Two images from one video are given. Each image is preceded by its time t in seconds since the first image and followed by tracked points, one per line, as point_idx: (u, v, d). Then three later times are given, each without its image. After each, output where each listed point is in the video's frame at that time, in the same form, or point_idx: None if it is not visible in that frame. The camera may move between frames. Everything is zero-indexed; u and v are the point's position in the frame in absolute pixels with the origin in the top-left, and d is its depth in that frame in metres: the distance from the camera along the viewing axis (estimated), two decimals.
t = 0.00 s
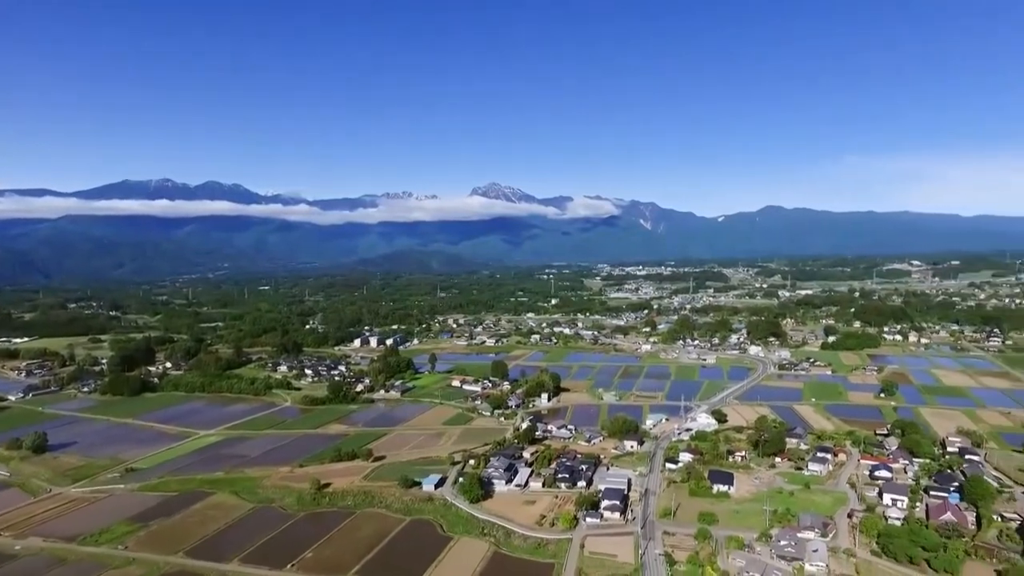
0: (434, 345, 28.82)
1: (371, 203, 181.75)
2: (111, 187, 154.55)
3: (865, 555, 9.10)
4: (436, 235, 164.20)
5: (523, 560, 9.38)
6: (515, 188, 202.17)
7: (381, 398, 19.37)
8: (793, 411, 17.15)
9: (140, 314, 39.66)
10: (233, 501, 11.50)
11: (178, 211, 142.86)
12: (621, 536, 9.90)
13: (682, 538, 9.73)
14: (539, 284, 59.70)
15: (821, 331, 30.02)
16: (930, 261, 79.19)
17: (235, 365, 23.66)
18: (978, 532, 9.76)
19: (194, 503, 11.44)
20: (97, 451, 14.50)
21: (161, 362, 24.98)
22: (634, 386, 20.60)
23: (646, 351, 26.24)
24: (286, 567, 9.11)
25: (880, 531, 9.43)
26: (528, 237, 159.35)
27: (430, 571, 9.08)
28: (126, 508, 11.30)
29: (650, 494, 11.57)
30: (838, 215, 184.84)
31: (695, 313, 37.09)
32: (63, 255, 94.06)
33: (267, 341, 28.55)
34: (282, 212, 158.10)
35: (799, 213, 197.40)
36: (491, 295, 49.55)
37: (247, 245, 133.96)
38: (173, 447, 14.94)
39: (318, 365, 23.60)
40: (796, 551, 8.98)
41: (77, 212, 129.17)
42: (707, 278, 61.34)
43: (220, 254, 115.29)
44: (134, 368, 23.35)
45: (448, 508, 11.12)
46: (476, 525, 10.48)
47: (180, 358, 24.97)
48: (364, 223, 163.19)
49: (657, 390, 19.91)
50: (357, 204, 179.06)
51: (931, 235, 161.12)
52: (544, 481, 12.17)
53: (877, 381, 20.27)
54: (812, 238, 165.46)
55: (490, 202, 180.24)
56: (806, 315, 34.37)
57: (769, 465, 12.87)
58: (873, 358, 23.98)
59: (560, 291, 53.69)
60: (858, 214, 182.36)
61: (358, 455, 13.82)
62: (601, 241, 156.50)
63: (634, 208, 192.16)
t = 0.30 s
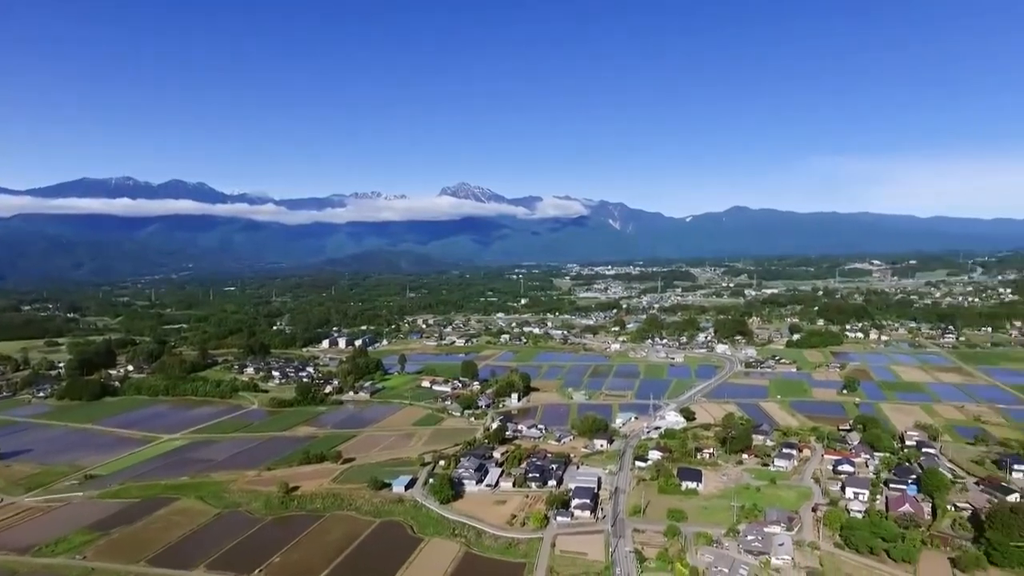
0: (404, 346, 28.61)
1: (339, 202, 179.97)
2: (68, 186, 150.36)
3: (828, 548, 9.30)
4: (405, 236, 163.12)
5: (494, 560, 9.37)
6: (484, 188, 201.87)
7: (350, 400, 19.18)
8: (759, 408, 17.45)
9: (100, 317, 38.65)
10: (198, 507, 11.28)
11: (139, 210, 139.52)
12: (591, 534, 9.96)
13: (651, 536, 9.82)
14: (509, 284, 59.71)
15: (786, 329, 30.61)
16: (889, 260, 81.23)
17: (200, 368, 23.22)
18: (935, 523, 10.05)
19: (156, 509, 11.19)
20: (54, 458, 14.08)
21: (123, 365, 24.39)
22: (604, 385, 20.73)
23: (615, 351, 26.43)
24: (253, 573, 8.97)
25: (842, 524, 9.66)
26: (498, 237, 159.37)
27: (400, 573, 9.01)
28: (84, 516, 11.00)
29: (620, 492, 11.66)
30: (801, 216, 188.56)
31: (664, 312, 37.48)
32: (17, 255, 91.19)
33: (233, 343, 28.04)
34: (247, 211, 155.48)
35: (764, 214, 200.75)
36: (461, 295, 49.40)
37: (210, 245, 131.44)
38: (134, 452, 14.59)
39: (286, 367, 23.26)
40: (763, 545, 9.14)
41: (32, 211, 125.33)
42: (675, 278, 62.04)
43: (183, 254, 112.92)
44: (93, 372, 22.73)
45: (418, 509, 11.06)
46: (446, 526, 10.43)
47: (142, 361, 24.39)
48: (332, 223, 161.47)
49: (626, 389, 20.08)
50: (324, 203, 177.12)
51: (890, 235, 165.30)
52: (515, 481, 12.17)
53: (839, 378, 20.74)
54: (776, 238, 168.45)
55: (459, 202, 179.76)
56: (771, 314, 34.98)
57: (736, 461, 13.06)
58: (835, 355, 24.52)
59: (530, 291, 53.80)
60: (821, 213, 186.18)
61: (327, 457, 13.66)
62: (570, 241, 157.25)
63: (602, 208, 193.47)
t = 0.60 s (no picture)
0: (371, 346, 28.39)
1: (304, 201, 177.62)
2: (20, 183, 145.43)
3: (791, 540, 9.49)
4: (372, 235, 161.71)
5: (463, 560, 9.35)
6: (451, 188, 201.18)
7: (317, 402, 18.95)
8: (724, 405, 17.75)
9: (55, 319, 37.48)
10: (158, 514, 11.01)
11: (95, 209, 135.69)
12: (559, 533, 10.00)
13: (619, 533, 9.91)
14: (477, 284, 59.62)
15: (749, 327, 31.19)
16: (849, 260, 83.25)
17: (161, 371, 22.70)
18: (892, 513, 10.35)
19: (114, 517, 10.90)
20: (5, 467, 13.61)
21: (79, 369, 23.70)
22: (572, 384, 20.86)
23: (583, 350, 26.62)
24: None
25: (804, 517, 9.88)
26: (465, 237, 159.09)
27: None
28: (37, 527, 10.65)
29: (588, 490, 11.74)
30: (763, 218, 192.14)
31: (630, 311, 37.87)
32: None
33: (195, 345, 27.48)
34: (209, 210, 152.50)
35: (728, 214, 204.10)
36: (429, 295, 49.16)
37: (170, 245, 128.54)
38: (91, 459, 14.19)
39: (250, 369, 22.88)
40: (728, 540, 9.28)
41: None
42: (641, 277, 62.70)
43: (142, 254, 110.20)
44: (47, 377, 22.03)
45: (386, 511, 10.98)
46: (415, 527, 10.38)
47: (100, 364, 23.71)
48: (297, 222, 159.29)
49: (593, 388, 20.23)
50: (289, 202, 174.59)
51: (849, 236, 169.51)
52: (483, 480, 12.17)
53: (801, 374, 21.22)
54: (739, 238, 171.43)
55: (426, 202, 178.90)
56: (736, 313, 35.60)
57: (702, 458, 13.26)
58: (797, 352, 25.08)
59: (498, 291, 53.79)
60: (782, 214, 190.00)
61: (293, 460, 13.47)
62: (538, 241, 157.76)
63: (569, 208, 194.51)
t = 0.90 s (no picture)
0: (340, 347, 28.10)
1: (271, 200, 175.00)
2: None
3: (758, 535, 9.66)
4: (340, 235, 160.00)
5: (434, 561, 9.31)
6: (421, 188, 200.07)
7: (285, 403, 18.69)
8: (692, 403, 17.97)
9: (10, 321, 36.30)
10: (119, 521, 10.74)
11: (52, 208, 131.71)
12: (531, 532, 10.03)
13: (590, 531, 9.97)
14: (446, 284, 59.38)
15: (717, 326, 31.64)
16: (812, 259, 84.96)
17: (122, 373, 22.16)
18: (854, 506, 10.60)
19: (72, 526, 10.59)
20: None
21: (36, 373, 23.00)
22: (542, 383, 20.94)
23: (553, 349, 26.72)
24: None
25: (770, 511, 10.05)
26: (435, 237, 158.45)
27: None
28: None
29: (559, 489, 11.79)
30: (729, 218, 195.08)
31: (600, 310, 38.11)
32: None
33: (158, 347, 26.89)
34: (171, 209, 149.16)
35: (695, 214, 206.77)
36: (398, 295, 48.83)
37: (131, 244, 125.42)
38: (49, 466, 13.78)
39: (216, 371, 22.46)
40: (697, 536, 9.41)
41: None
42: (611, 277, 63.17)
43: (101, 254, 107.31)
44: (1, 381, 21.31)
45: (356, 513, 10.88)
46: (386, 529, 10.31)
47: (57, 367, 23.02)
48: (263, 222, 156.87)
49: (563, 387, 20.30)
50: (255, 202, 171.84)
51: (812, 236, 172.96)
52: (454, 480, 12.14)
53: (767, 372, 21.61)
54: (706, 237, 173.66)
55: (395, 201, 177.66)
56: (704, 312, 36.08)
57: (671, 455, 13.42)
58: (763, 350, 25.53)
59: (468, 290, 53.64)
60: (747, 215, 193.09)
61: (260, 463, 13.27)
62: (508, 241, 157.86)
63: (539, 208, 194.92)
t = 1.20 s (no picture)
0: (311, 348, 27.81)
1: (240, 200, 172.39)
2: None
3: (729, 530, 9.80)
4: (311, 235, 158.26)
5: (407, 563, 9.27)
6: (392, 188, 198.87)
7: (255, 405, 18.44)
8: (664, 401, 18.15)
9: None
10: (82, 529, 10.48)
11: (11, 207, 128.00)
12: (505, 532, 10.03)
13: (563, 530, 10.02)
14: (419, 284, 59.14)
15: (688, 325, 32.01)
16: (781, 259, 86.41)
17: (85, 376, 21.64)
18: (821, 501, 10.81)
19: (33, 535, 10.30)
20: None
21: None
22: (515, 383, 20.97)
23: (526, 349, 26.76)
24: None
25: (740, 508, 10.21)
26: (407, 237, 157.68)
27: None
28: None
29: (533, 488, 11.81)
30: (699, 219, 197.49)
31: (573, 310, 38.29)
32: None
33: (123, 350, 26.31)
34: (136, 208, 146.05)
35: (666, 214, 208.95)
36: (370, 295, 48.46)
37: (94, 244, 122.52)
38: (7, 473, 13.40)
39: (183, 373, 22.06)
40: (669, 533, 9.51)
41: None
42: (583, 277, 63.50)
43: (63, 254, 104.63)
44: None
45: (329, 515, 10.77)
46: (359, 531, 10.23)
47: (16, 371, 22.38)
48: (231, 221, 154.43)
49: (536, 387, 20.35)
50: (223, 200, 169.11)
51: (779, 236, 175.91)
52: (428, 481, 12.09)
53: (737, 370, 21.91)
54: (676, 237, 175.50)
55: (367, 200, 176.32)
56: (675, 311, 36.48)
57: (643, 453, 13.54)
58: (733, 349, 25.89)
59: (440, 290, 53.46)
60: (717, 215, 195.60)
61: (230, 466, 13.07)
62: (480, 241, 157.73)
63: (511, 208, 195.07)
